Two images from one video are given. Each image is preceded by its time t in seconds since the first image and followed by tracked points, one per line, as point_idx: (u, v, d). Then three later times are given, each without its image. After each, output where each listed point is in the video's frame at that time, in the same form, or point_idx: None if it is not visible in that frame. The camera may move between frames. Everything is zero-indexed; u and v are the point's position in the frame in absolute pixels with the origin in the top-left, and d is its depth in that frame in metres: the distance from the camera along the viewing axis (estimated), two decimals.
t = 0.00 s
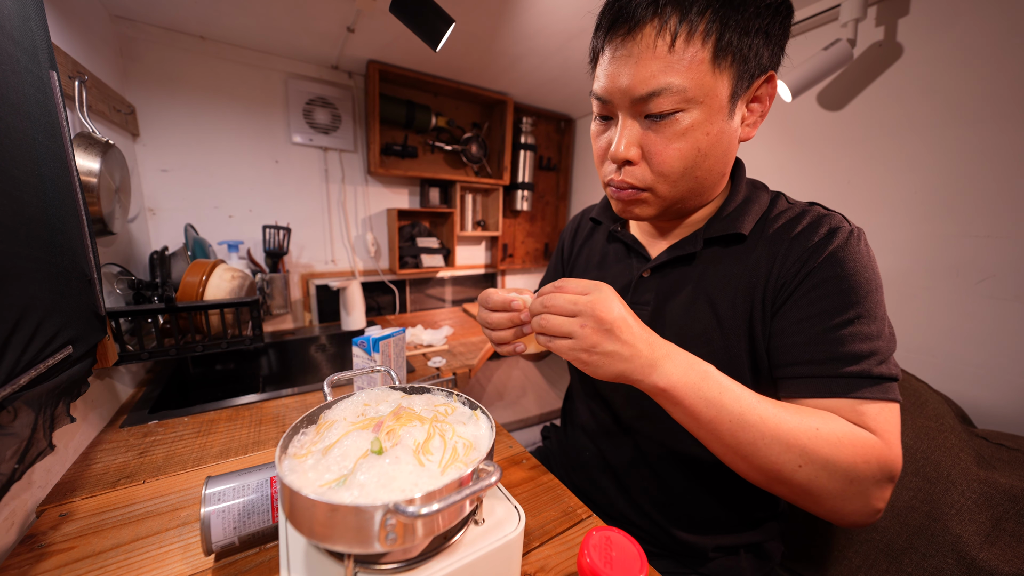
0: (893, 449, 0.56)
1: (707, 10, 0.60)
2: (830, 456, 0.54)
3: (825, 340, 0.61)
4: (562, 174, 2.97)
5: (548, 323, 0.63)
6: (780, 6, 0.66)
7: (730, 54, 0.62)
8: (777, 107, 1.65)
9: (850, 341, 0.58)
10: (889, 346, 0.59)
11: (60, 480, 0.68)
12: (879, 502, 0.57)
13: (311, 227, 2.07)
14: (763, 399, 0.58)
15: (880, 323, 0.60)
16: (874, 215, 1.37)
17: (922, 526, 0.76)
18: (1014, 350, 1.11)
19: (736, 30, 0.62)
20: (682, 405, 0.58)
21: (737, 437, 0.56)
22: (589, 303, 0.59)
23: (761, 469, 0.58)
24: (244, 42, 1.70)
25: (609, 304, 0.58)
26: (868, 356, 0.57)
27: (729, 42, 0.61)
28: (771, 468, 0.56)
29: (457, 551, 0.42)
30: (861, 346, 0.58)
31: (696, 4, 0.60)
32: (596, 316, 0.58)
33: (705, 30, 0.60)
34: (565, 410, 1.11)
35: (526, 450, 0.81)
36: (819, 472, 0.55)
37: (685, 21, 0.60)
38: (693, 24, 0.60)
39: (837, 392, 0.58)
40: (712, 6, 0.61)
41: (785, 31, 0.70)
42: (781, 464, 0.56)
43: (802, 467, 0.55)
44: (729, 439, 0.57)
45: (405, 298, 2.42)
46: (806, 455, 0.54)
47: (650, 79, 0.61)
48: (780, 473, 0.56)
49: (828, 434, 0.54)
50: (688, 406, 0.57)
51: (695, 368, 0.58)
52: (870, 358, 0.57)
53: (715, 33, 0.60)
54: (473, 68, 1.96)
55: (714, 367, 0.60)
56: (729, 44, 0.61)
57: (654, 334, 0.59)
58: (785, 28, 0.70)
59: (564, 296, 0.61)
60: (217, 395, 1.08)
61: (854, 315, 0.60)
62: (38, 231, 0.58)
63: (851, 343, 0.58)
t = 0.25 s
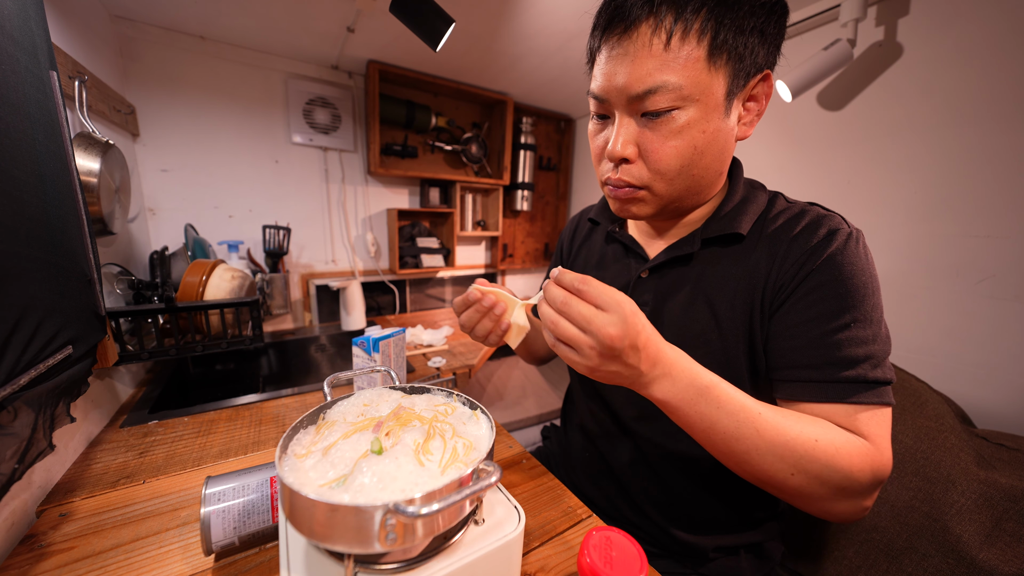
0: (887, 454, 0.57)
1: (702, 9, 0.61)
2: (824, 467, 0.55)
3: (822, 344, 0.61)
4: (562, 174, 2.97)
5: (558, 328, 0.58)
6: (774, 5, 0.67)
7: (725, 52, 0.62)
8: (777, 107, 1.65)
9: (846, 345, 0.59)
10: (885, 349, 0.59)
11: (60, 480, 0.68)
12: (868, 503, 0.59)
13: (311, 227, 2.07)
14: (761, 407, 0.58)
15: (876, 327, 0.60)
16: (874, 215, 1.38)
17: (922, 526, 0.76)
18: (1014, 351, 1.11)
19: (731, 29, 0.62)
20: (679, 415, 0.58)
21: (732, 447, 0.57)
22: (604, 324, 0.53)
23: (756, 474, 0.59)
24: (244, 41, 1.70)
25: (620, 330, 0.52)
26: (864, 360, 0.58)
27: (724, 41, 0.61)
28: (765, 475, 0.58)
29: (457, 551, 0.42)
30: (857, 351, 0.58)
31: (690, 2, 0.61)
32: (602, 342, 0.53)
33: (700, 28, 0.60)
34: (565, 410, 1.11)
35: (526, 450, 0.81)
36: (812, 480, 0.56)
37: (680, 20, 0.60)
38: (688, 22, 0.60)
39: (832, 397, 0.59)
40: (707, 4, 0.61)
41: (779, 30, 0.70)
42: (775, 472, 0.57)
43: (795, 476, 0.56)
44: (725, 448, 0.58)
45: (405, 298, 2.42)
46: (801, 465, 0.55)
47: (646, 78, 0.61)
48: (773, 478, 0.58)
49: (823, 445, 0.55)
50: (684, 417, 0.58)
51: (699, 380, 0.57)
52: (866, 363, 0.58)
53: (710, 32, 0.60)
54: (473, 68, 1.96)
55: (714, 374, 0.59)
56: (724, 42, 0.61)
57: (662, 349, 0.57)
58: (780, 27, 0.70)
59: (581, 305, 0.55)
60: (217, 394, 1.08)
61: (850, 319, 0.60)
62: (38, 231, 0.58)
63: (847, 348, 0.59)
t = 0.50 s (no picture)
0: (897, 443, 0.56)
1: (696, 9, 0.61)
2: (855, 462, 0.53)
3: (821, 337, 0.60)
4: (562, 174, 2.97)
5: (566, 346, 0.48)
6: (767, 6, 0.67)
7: (720, 51, 0.62)
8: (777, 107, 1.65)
9: (844, 338, 0.58)
10: (884, 342, 0.58)
11: (59, 481, 0.68)
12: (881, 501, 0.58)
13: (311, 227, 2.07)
14: (791, 405, 0.54)
15: (874, 320, 0.59)
16: (874, 214, 1.37)
17: (922, 526, 0.76)
18: (1014, 351, 1.11)
19: (725, 29, 0.62)
20: (706, 416, 0.54)
21: (763, 448, 0.53)
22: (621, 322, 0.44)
23: (781, 475, 0.56)
24: (244, 41, 1.70)
25: (642, 330, 0.44)
26: (863, 352, 0.57)
27: (718, 40, 0.61)
28: (795, 475, 0.55)
29: (457, 551, 0.42)
30: (856, 343, 0.57)
31: (684, 3, 0.61)
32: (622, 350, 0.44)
33: (695, 28, 0.60)
34: (564, 410, 1.11)
35: (526, 450, 0.81)
36: (840, 477, 0.54)
37: (675, 20, 0.60)
38: (683, 22, 0.60)
39: (833, 389, 0.58)
40: (701, 4, 0.61)
41: (772, 30, 0.70)
42: (806, 471, 0.54)
43: (826, 474, 0.54)
44: (755, 451, 0.54)
45: (405, 298, 2.42)
46: (832, 463, 0.53)
47: (643, 77, 0.61)
48: (802, 479, 0.55)
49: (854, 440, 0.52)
50: (713, 419, 0.53)
51: (724, 375, 0.52)
52: (865, 355, 0.57)
53: (705, 31, 0.60)
54: (473, 68, 1.96)
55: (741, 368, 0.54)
56: (719, 42, 0.61)
57: (687, 344, 0.50)
58: (772, 27, 0.70)
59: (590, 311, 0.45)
60: (217, 394, 1.08)
61: (849, 312, 0.60)
62: (38, 232, 0.58)
63: (846, 340, 0.58)
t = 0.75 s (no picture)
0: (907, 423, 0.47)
1: (693, 10, 0.61)
2: (851, 441, 0.44)
3: (816, 310, 0.56)
4: (562, 174, 2.97)
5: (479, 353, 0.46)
6: (760, 7, 0.67)
7: (717, 52, 0.62)
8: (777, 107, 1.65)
9: (841, 310, 0.54)
10: (885, 317, 0.54)
11: (59, 481, 0.68)
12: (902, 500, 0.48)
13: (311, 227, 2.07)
14: (755, 385, 0.48)
15: (873, 296, 0.56)
16: (874, 214, 1.37)
17: (922, 526, 0.76)
18: (1014, 351, 1.11)
19: (721, 30, 0.62)
20: (667, 407, 0.47)
21: (740, 435, 0.46)
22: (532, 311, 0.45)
23: (776, 472, 0.46)
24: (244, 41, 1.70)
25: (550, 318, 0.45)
26: (862, 323, 0.52)
27: (716, 40, 0.61)
28: (790, 468, 0.46)
29: (458, 552, 0.42)
30: (854, 314, 0.53)
31: (682, 3, 0.61)
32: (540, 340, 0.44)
33: (692, 28, 0.60)
34: (564, 410, 1.11)
35: (526, 450, 0.81)
36: (839, 463, 0.45)
37: (673, 21, 0.60)
38: (680, 22, 0.60)
39: (827, 359, 0.52)
40: (698, 6, 0.61)
41: (766, 31, 0.70)
42: (800, 459, 0.45)
43: (824, 459, 0.45)
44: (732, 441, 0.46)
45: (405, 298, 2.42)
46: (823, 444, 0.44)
47: (641, 77, 0.61)
48: (800, 472, 0.46)
49: (843, 417, 0.45)
50: (674, 406, 0.47)
51: (675, 360, 0.48)
52: (864, 325, 0.52)
53: (702, 32, 0.60)
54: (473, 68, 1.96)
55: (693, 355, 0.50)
56: (716, 42, 0.61)
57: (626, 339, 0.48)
58: (766, 28, 0.70)
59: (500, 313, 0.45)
60: (217, 394, 1.07)
61: (844, 287, 0.56)
62: (38, 232, 0.58)
63: (843, 312, 0.54)
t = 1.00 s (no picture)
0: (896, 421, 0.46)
1: (683, 12, 0.61)
2: (839, 438, 0.43)
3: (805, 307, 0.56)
4: (562, 174, 2.97)
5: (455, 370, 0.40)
6: (751, 8, 0.67)
7: (708, 53, 0.62)
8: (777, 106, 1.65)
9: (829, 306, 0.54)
10: (876, 314, 0.53)
11: (59, 481, 0.68)
12: (892, 499, 0.47)
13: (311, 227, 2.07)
14: (738, 388, 0.47)
15: (863, 293, 0.55)
16: (874, 214, 1.37)
17: (922, 526, 0.76)
18: (1013, 350, 1.11)
19: (712, 32, 0.62)
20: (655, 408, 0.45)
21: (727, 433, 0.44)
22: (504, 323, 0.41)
23: (764, 471, 0.45)
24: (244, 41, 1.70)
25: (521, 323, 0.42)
26: (851, 320, 0.52)
27: (707, 41, 0.61)
28: (778, 467, 0.44)
29: (458, 551, 0.42)
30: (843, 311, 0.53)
31: (672, 6, 0.61)
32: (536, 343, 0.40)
33: (683, 30, 0.60)
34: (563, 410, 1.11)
35: (526, 450, 0.81)
36: (829, 459, 0.43)
37: (663, 23, 0.60)
38: (671, 24, 0.60)
39: (815, 353, 0.52)
40: (689, 8, 0.61)
41: (758, 31, 0.70)
42: (788, 457, 0.44)
43: (812, 454, 0.43)
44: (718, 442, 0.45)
45: (405, 298, 2.42)
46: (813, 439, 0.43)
47: (634, 78, 0.62)
48: (790, 470, 0.44)
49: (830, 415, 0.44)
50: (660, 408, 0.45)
51: (658, 363, 0.47)
52: (853, 321, 0.51)
53: (693, 34, 0.60)
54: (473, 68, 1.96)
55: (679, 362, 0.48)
56: (706, 44, 0.61)
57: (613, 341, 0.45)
58: (758, 30, 0.70)
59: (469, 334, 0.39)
60: (217, 394, 1.07)
61: (834, 284, 0.56)
62: (38, 232, 0.58)
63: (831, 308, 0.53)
